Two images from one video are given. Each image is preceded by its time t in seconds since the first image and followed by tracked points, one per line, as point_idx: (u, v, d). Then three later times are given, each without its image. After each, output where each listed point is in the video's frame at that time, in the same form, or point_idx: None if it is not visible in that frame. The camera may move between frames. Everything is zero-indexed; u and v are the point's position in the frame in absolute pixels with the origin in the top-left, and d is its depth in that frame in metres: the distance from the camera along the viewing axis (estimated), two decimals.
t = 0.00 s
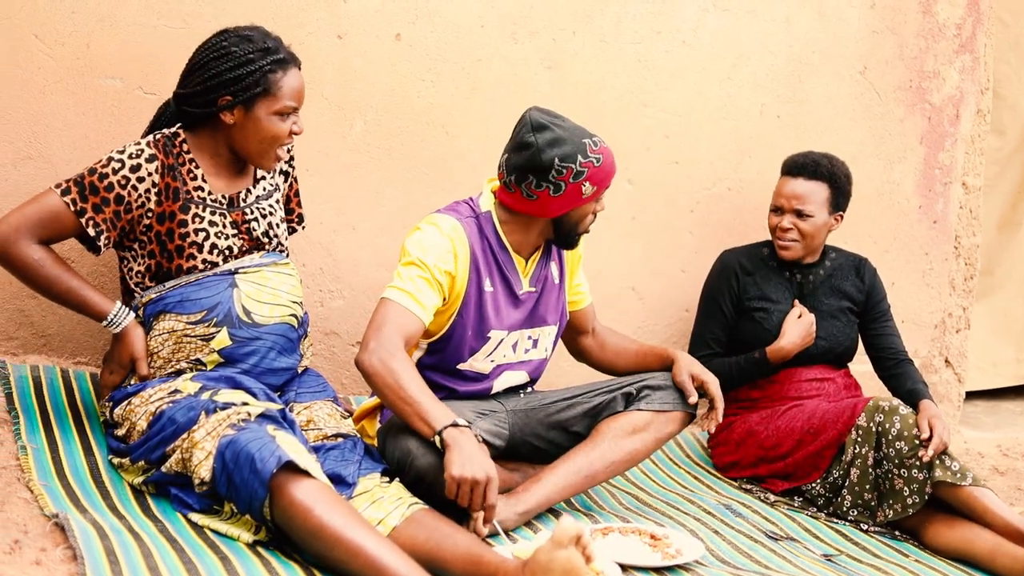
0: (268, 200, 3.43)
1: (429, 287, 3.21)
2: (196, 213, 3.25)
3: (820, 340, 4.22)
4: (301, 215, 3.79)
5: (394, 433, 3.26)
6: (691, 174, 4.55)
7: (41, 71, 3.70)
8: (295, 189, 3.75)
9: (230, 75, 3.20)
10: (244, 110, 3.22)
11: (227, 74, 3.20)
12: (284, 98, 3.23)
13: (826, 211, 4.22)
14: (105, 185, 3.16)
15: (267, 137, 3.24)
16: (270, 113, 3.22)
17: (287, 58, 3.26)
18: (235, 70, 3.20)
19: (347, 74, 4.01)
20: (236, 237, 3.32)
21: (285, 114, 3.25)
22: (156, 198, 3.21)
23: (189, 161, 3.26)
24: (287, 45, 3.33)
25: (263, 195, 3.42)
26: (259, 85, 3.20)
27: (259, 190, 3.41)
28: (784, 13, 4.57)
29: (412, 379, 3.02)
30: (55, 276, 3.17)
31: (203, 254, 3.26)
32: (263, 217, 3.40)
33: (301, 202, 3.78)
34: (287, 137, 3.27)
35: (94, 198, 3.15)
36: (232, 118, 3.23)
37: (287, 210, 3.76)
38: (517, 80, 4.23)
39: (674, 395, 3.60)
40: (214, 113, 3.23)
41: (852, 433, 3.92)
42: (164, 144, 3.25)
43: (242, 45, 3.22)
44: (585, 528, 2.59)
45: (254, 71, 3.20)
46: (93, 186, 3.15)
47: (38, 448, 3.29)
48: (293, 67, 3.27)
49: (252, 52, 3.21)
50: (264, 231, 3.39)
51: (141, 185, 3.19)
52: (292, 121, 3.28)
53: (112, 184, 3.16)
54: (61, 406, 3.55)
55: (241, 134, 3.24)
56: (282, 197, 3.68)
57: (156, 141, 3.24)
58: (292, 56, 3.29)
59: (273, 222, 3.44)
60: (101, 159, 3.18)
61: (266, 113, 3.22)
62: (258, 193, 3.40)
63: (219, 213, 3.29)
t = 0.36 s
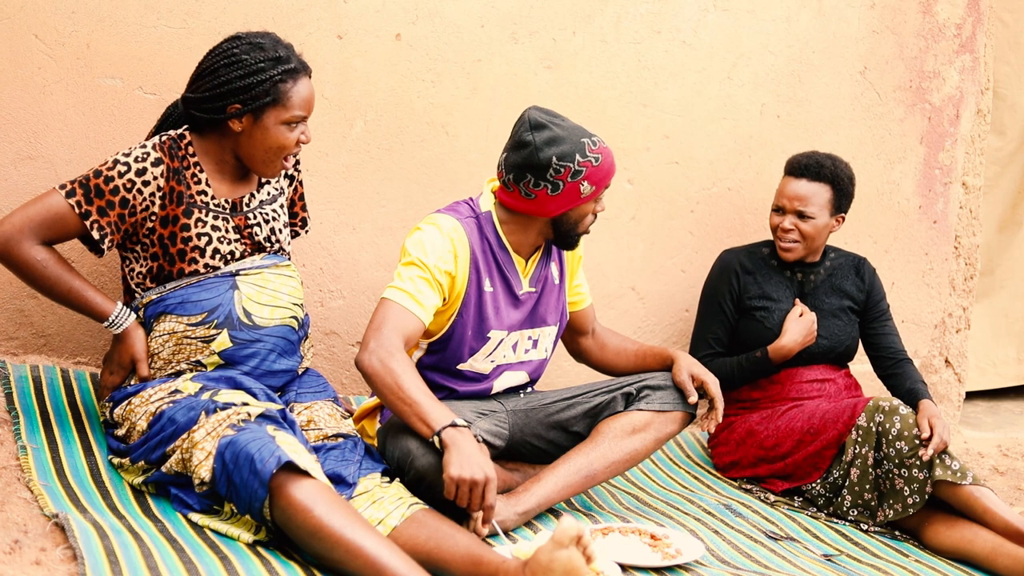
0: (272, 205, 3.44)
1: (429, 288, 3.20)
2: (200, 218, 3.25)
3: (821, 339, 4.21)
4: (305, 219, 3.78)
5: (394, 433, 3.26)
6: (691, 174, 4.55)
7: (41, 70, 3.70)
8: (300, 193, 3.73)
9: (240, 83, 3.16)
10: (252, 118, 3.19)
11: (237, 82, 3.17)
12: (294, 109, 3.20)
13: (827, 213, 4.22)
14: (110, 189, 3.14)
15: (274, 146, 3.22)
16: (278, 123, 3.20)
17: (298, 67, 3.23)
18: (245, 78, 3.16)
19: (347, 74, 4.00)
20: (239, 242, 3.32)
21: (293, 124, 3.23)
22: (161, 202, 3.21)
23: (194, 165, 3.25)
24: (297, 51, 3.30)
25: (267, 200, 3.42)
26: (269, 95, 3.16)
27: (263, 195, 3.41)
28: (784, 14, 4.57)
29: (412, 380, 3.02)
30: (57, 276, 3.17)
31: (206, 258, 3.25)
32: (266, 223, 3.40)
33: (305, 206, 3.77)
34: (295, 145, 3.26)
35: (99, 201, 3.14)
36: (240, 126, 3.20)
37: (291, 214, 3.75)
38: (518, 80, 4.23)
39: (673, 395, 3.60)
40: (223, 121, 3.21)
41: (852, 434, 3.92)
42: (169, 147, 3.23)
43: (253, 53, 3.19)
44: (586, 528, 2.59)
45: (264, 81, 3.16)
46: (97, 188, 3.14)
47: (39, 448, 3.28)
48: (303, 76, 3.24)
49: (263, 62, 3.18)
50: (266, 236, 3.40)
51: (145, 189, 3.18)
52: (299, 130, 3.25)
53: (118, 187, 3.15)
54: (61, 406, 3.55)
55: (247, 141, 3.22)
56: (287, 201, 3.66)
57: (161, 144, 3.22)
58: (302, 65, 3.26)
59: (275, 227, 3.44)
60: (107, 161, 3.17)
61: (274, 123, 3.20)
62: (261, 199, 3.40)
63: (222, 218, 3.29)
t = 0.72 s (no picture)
0: (273, 206, 3.44)
1: (429, 288, 3.20)
2: (200, 218, 3.25)
3: (819, 339, 4.21)
4: (305, 219, 3.78)
5: (394, 432, 3.26)
6: (691, 174, 4.55)
7: (41, 70, 3.70)
8: (300, 193, 3.74)
9: (239, 83, 3.16)
10: (252, 119, 3.19)
11: (237, 82, 3.17)
12: (294, 109, 3.20)
13: (827, 215, 4.22)
14: (111, 189, 3.14)
15: (273, 146, 3.22)
16: (278, 124, 3.20)
17: (297, 68, 3.23)
18: (245, 78, 3.16)
19: (347, 74, 4.00)
20: (240, 243, 3.32)
21: (293, 124, 3.22)
22: (161, 202, 3.21)
23: (194, 165, 3.25)
24: (297, 51, 3.30)
25: (268, 200, 3.42)
26: (268, 95, 3.16)
27: (264, 196, 3.41)
28: (784, 14, 4.57)
29: (412, 380, 3.02)
30: (57, 276, 3.17)
31: (206, 259, 3.25)
32: (266, 223, 3.40)
33: (306, 207, 3.77)
34: (295, 146, 3.25)
35: (98, 202, 3.14)
36: (240, 127, 3.20)
37: (292, 215, 3.74)
38: (517, 80, 4.23)
39: (673, 395, 3.60)
40: (222, 121, 3.21)
41: (852, 434, 3.93)
42: (169, 147, 3.23)
43: (253, 54, 3.19)
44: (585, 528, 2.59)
45: (263, 82, 3.16)
46: (97, 189, 3.13)
47: (38, 448, 3.28)
48: (303, 77, 3.24)
49: (263, 62, 3.18)
50: (267, 236, 3.40)
51: (145, 190, 3.17)
52: (299, 130, 3.25)
53: (118, 188, 3.15)
54: (61, 406, 3.55)
55: (247, 141, 3.22)
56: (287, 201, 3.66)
57: (162, 144, 3.22)
58: (302, 66, 3.26)
59: (276, 228, 3.44)
60: (107, 161, 3.17)
61: (274, 123, 3.19)
62: (262, 199, 3.40)
63: (223, 218, 3.29)
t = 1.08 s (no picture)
0: (273, 205, 3.44)
1: (429, 288, 3.20)
2: (201, 218, 3.25)
3: (818, 340, 4.22)
4: (305, 219, 3.78)
5: (394, 432, 3.26)
6: (691, 174, 4.55)
7: (41, 70, 3.70)
8: (300, 193, 3.74)
9: (239, 82, 3.17)
10: (251, 118, 3.19)
11: (236, 81, 3.17)
12: (293, 108, 3.20)
13: (827, 215, 4.21)
14: (111, 189, 3.14)
15: (272, 146, 3.22)
16: (277, 123, 3.20)
17: (297, 68, 3.23)
18: (245, 77, 3.17)
19: (347, 74, 4.00)
20: (240, 242, 3.32)
21: (293, 123, 3.23)
22: (161, 202, 3.21)
23: (195, 165, 3.25)
24: (297, 51, 3.30)
25: (268, 200, 3.42)
26: (267, 94, 3.17)
27: (264, 195, 3.41)
28: (784, 14, 4.56)
29: (412, 380, 3.02)
30: (57, 276, 3.17)
31: (206, 258, 3.25)
32: (267, 223, 3.40)
33: (306, 207, 3.76)
34: (294, 146, 3.25)
35: (99, 202, 3.14)
36: (239, 126, 3.20)
37: (292, 214, 3.74)
38: (517, 80, 4.24)
39: (673, 396, 3.60)
40: (222, 121, 3.21)
41: (851, 434, 3.93)
42: (169, 147, 3.23)
43: (252, 53, 3.19)
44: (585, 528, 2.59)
45: (263, 81, 3.16)
46: (98, 189, 3.13)
47: (38, 448, 3.28)
48: (303, 77, 3.24)
49: (262, 61, 3.18)
50: (267, 236, 3.40)
51: (145, 190, 3.17)
52: (299, 130, 3.25)
53: (118, 187, 3.15)
54: (61, 406, 3.55)
55: (246, 140, 3.22)
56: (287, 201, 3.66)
57: (162, 144, 3.22)
58: (302, 66, 3.27)
59: (276, 227, 3.44)
60: (107, 161, 3.17)
61: (273, 122, 3.20)
62: (263, 198, 3.40)
63: (224, 217, 3.29)
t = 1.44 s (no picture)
0: (273, 205, 3.44)
1: (430, 288, 3.21)
2: (201, 217, 3.25)
3: (817, 341, 4.22)
4: (305, 219, 3.78)
5: (394, 432, 3.26)
6: (691, 174, 4.55)
7: (41, 71, 3.70)
8: (301, 193, 3.74)
9: (233, 77, 3.18)
10: (245, 114, 3.19)
11: (231, 77, 3.18)
12: (286, 106, 3.20)
13: (827, 215, 4.21)
14: (111, 188, 3.15)
15: (265, 144, 3.21)
16: (270, 120, 3.20)
17: (294, 67, 3.23)
18: (239, 73, 3.18)
19: (347, 74, 4.00)
20: (240, 242, 3.32)
21: (286, 122, 3.22)
22: (161, 201, 3.21)
23: (195, 164, 3.25)
24: (296, 52, 3.30)
25: (268, 199, 3.42)
26: (260, 90, 3.17)
27: (264, 195, 3.41)
28: (784, 14, 4.56)
29: (412, 380, 3.02)
30: (57, 276, 3.17)
31: (206, 258, 3.25)
32: (267, 222, 3.40)
33: (305, 206, 3.77)
34: (288, 145, 3.24)
35: (99, 201, 3.14)
36: (233, 122, 3.21)
37: (291, 214, 3.74)
38: (517, 80, 4.24)
39: (673, 396, 3.60)
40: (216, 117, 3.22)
41: (852, 433, 3.93)
42: (169, 146, 3.23)
43: (249, 49, 3.21)
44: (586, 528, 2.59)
45: (257, 77, 3.17)
46: (98, 188, 3.14)
47: (38, 448, 3.28)
48: (299, 76, 3.24)
49: (258, 57, 3.19)
50: (267, 235, 3.40)
51: (145, 189, 3.18)
52: (293, 130, 3.24)
53: (118, 186, 3.15)
54: (61, 406, 3.55)
55: (239, 137, 3.22)
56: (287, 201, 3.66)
57: (162, 143, 3.23)
58: (300, 66, 3.27)
59: (277, 227, 3.44)
60: (107, 161, 3.17)
61: (265, 120, 3.19)
62: (262, 198, 3.40)
63: (224, 217, 3.29)
